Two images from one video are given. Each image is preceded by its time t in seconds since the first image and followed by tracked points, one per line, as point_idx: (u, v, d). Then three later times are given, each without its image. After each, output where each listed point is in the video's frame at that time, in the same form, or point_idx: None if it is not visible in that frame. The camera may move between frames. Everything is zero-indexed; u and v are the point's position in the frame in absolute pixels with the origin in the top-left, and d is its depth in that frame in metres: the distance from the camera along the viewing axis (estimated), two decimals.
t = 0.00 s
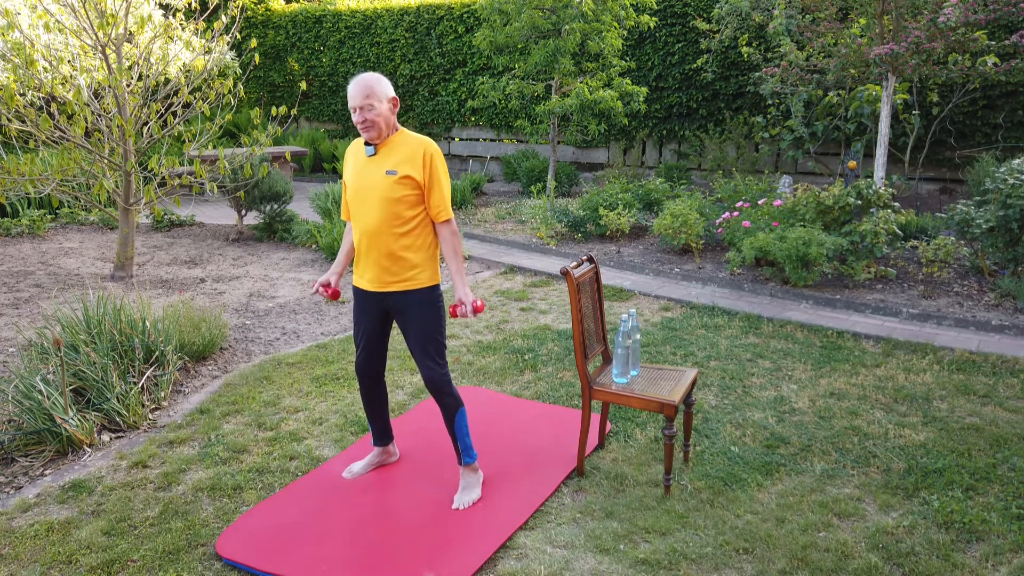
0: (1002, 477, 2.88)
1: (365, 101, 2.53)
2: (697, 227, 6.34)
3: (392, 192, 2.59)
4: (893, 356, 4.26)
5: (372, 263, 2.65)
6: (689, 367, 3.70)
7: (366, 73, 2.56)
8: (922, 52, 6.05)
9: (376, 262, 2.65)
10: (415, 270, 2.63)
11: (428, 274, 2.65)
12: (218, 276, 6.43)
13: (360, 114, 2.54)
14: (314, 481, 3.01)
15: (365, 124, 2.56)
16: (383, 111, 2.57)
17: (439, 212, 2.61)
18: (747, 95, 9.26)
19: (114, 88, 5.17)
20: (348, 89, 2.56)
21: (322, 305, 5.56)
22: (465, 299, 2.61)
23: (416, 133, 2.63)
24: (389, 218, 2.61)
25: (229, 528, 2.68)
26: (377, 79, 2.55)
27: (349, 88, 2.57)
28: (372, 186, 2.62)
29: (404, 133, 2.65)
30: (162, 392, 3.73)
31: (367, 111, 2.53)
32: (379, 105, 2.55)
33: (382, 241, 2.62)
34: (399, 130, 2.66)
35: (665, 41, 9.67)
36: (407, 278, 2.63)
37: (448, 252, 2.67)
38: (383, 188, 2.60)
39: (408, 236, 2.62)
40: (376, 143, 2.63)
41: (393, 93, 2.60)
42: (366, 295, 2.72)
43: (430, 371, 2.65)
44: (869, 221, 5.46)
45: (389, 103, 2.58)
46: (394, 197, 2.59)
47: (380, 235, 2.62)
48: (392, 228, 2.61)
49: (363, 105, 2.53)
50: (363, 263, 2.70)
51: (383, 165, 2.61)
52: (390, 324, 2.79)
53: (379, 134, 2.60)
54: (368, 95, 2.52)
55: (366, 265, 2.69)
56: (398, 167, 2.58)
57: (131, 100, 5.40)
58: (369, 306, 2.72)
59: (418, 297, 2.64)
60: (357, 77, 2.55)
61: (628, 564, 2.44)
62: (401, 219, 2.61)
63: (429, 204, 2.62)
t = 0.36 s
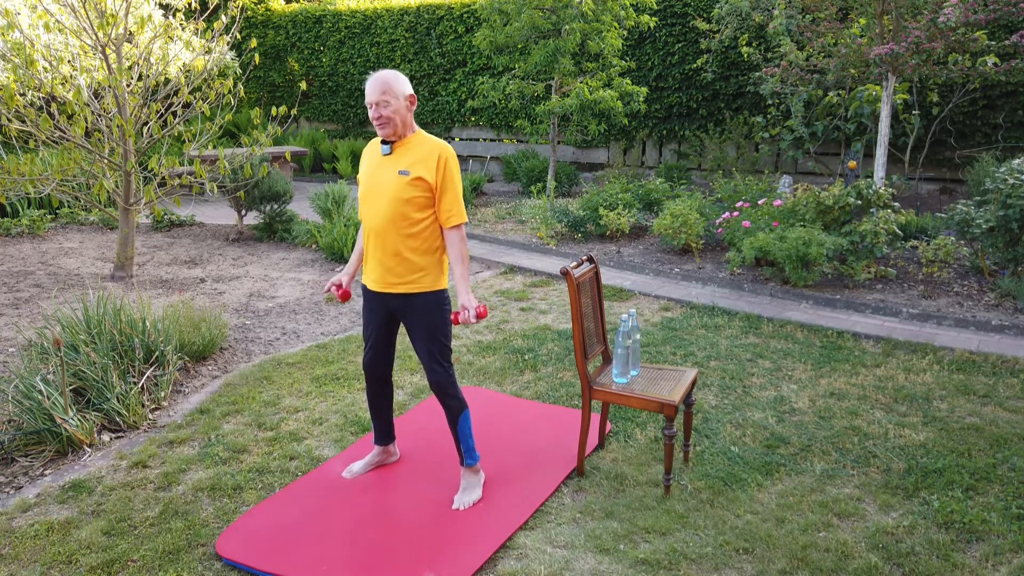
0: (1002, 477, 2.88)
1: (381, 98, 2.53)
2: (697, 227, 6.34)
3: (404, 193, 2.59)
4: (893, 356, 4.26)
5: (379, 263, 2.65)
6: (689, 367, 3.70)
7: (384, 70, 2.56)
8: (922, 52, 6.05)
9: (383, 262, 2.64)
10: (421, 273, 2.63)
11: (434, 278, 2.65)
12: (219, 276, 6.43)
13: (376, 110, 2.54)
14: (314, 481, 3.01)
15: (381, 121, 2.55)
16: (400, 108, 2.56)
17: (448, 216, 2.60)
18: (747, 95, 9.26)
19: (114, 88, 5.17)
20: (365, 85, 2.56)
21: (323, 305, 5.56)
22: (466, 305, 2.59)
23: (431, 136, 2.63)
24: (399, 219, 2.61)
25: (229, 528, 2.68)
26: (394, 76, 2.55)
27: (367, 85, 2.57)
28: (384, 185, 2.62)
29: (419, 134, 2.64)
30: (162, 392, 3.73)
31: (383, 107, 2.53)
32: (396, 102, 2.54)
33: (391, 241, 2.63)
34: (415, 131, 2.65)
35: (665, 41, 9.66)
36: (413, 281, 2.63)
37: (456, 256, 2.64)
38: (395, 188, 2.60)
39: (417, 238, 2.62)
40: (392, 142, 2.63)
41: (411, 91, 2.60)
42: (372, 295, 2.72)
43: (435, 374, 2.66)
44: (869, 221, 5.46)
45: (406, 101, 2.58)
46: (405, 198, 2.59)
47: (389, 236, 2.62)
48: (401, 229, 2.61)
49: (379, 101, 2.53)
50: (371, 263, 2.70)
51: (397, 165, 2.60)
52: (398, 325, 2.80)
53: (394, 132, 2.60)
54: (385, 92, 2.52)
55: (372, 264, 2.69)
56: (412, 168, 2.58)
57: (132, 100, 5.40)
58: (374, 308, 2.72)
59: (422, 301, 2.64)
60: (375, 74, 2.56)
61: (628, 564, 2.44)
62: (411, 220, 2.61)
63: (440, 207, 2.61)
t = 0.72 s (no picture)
0: (1002, 477, 2.88)
1: (386, 100, 2.52)
2: (697, 227, 6.34)
3: (405, 198, 2.59)
4: (893, 356, 4.26)
5: (379, 267, 2.65)
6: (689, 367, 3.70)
7: (389, 73, 2.57)
8: (922, 52, 6.06)
9: (383, 266, 2.65)
10: (421, 278, 2.63)
11: (433, 284, 2.65)
12: (218, 276, 6.43)
13: (380, 112, 2.54)
14: (313, 481, 3.01)
15: (385, 123, 2.55)
16: (404, 112, 2.56)
17: (451, 223, 2.58)
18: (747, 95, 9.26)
19: (114, 88, 5.17)
20: (370, 87, 2.56)
21: (322, 305, 5.56)
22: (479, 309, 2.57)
23: (435, 141, 2.62)
24: (400, 224, 2.61)
25: (229, 528, 2.68)
26: (400, 79, 2.55)
27: (372, 87, 2.57)
28: (387, 189, 2.63)
29: (423, 138, 2.64)
30: (162, 392, 3.73)
31: (387, 110, 2.53)
32: (401, 105, 2.55)
33: (391, 245, 2.63)
34: (420, 136, 2.65)
35: (665, 41, 9.67)
36: (412, 285, 2.63)
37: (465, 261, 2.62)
38: (397, 193, 2.60)
39: (418, 244, 2.62)
40: (396, 147, 2.63)
41: (416, 95, 2.60)
42: (370, 298, 2.73)
43: (431, 380, 2.63)
44: (869, 221, 5.46)
45: (411, 104, 2.58)
46: (407, 203, 2.59)
47: (390, 240, 2.63)
48: (402, 234, 2.61)
49: (384, 103, 2.53)
50: (371, 266, 2.70)
51: (400, 170, 2.60)
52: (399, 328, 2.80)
53: (397, 136, 2.60)
54: (390, 95, 2.52)
55: (373, 267, 2.70)
56: (415, 174, 2.58)
57: (132, 100, 5.40)
58: (374, 310, 2.72)
59: (420, 305, 2.64)
60: (381, 77, 2.56)
61: (628, 564, 2.44)
62: (411, 225, 2.61)
63: (442, 213, 2.60)
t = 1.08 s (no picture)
0: (1002, 477, 2.88)
1: (392, 103, 2.53)
2: (697, 227, 6.34)
3: (411, 201, 2.59)
4: (893, 356, 4.26)
5: (382, 268, 2.65)
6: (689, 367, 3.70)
7: (396, 76, 2.57)
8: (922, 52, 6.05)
9: (387, 268, 2.64)
10: (424, 281, 2.64)
11: (436, 287, 2.66)
12: (218, 276, 6.43)
13: (386, 115, 2.54)
14: (313, 482, 3.01)
15: (390, 125, 2.55)
16: (410, 114, 2.57)
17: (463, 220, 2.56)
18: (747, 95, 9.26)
19: (114, 88, 5.17)
20: (376, 90, 2.56)
21: (322, 305, 5.56)
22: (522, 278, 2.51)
23: (441, 145, 2.62)
24: (404, 226, 2.61)
25: (229, 528, 2.68)
26: (406, 82, 2.56)
27: (378, 89, 2.57)
28: (392, 193, 2.62)
29: (428, 142, 2.64)
30: (161, 392, 3.73)
31: (394, 112, 2.53)
32: (406, 108, 2.55)
33: (395, 248, 2.62)
34: (425, 140, 2.66)
35: (665, 41, 9.67)
36: (416, 288, 2.64)
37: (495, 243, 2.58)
38: (402, 196, 2.60)
39: (423, 246, 2.62)
40: (402, 150, 2.63)
41: (422, 98, 2.60)
42: (371, 299, 2.72)
43: (430, 382, 2.63)
44: (869, 221, 5.46)
45: (417, 107, 2.58)
46: (412, 206, 2.59)
47: (394, 242, 2.62)
48: (406, 236, 2.61)
49: (390, 106, 2.53)
50: (373, 268, 2.69)
51: (406, 173, 2.60)
52: (399, 328, 2.80)
53: (403, 138, 2.60)
54: (397, 97, 2.52)
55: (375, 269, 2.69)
56: (421, 177, 2.58)
57: (132, 100, 5.40)
58: (374, 311, 2.72)
59: (422, 307, 2.65)
60: (387, 79, 2.56)
61: (628, 564, 2.44)
62: (416, 229, 2.61)
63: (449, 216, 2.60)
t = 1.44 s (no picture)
0: (1002, 477, 2.88)
1: (393, 100, 2.52)
2: (697, 227, 6.34)
3: (414, 196, 2.59)
4: (893, 356, 4.26)
5: (386, 263, 2.65)
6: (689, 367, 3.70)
7: (397, 74, 2.56)
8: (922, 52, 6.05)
9: (390, 262, 2.64)
10: (427, 276, 2.64)
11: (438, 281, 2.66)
12: (219, 276, 6.43)
13: (387, 112, 2.54)
14: (313, 482, 3.01)
15: (391, 123, 2.55)
16: (411, 111, 2.57)
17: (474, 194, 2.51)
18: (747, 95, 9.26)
19: (114, 88, 5.17)
20: (377, 87, 2.55)
21: (322, 304, 5.56)
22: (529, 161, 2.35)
23: (442, 139, 2.61)
24: (407, 222, 2.61)
25: (229, 528, 2.67)
26: (407, 80, 2.55)
27: (379, 87, 2.57)
28: (394, 189, 2.63)
29: (428, 138, 2.64)
30: (162, 392, 3.73)
31: (395, 110, 2.53)
32: (407, 105, 2.55)
33: (398, 243, 2.63)
34: (426, 136, 2.65)
35: (665, 41, 9.67)
36: (419, 282, 2.64)
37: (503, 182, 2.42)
38: (405, 191, 2.60)
39: (426, 240, 2.62)
40: (403, 146, 2.63)
41: (423, 96, 2.60)
42: (373, 297, 2.72)
43: (433, 379, 2.63)
44: (869, 221, 5.46)
45: (418, 105, 2.58)
46: (414, 201, 2.59)
47: (397, 237, 2.62)
48: (409, 231, 2.61)
49: (392, 103, 2.52)
50: (376, 263, 2.69)
51: (408, 168, 2.60)
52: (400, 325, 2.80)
53: (405, 135, 2.60)
54: (398, 95, 2.52)
55: (378, 264, 2.69)
56: (424, 171, 2.57)
57: (132, 99, 5.39)
58: (375, 309, 2.72)
59: (425, 304, 2.65)
60: (388, 77, 2.55)
61: (628, 564, 2.44)
62: (419, 224, 2.61)
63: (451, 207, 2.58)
